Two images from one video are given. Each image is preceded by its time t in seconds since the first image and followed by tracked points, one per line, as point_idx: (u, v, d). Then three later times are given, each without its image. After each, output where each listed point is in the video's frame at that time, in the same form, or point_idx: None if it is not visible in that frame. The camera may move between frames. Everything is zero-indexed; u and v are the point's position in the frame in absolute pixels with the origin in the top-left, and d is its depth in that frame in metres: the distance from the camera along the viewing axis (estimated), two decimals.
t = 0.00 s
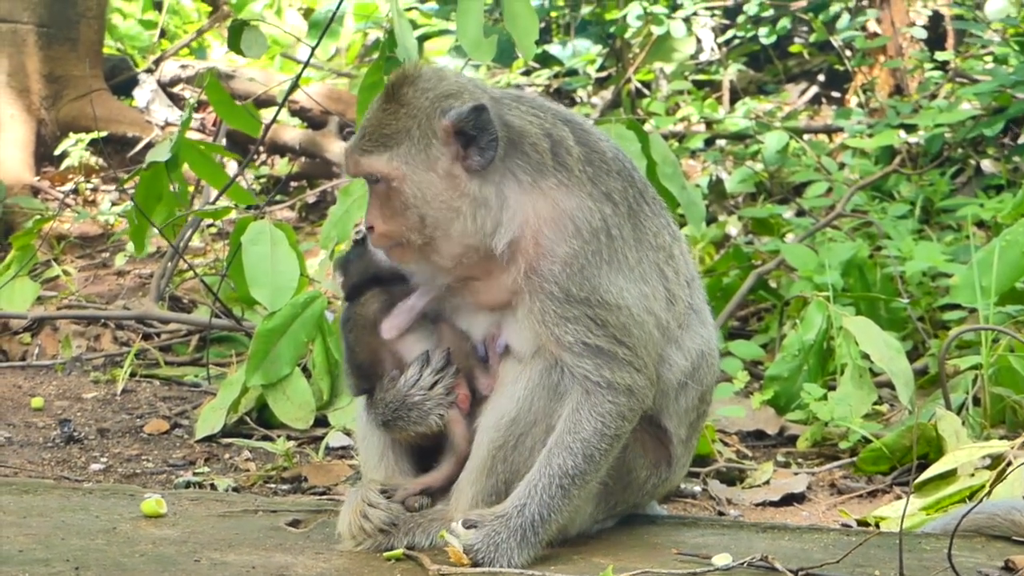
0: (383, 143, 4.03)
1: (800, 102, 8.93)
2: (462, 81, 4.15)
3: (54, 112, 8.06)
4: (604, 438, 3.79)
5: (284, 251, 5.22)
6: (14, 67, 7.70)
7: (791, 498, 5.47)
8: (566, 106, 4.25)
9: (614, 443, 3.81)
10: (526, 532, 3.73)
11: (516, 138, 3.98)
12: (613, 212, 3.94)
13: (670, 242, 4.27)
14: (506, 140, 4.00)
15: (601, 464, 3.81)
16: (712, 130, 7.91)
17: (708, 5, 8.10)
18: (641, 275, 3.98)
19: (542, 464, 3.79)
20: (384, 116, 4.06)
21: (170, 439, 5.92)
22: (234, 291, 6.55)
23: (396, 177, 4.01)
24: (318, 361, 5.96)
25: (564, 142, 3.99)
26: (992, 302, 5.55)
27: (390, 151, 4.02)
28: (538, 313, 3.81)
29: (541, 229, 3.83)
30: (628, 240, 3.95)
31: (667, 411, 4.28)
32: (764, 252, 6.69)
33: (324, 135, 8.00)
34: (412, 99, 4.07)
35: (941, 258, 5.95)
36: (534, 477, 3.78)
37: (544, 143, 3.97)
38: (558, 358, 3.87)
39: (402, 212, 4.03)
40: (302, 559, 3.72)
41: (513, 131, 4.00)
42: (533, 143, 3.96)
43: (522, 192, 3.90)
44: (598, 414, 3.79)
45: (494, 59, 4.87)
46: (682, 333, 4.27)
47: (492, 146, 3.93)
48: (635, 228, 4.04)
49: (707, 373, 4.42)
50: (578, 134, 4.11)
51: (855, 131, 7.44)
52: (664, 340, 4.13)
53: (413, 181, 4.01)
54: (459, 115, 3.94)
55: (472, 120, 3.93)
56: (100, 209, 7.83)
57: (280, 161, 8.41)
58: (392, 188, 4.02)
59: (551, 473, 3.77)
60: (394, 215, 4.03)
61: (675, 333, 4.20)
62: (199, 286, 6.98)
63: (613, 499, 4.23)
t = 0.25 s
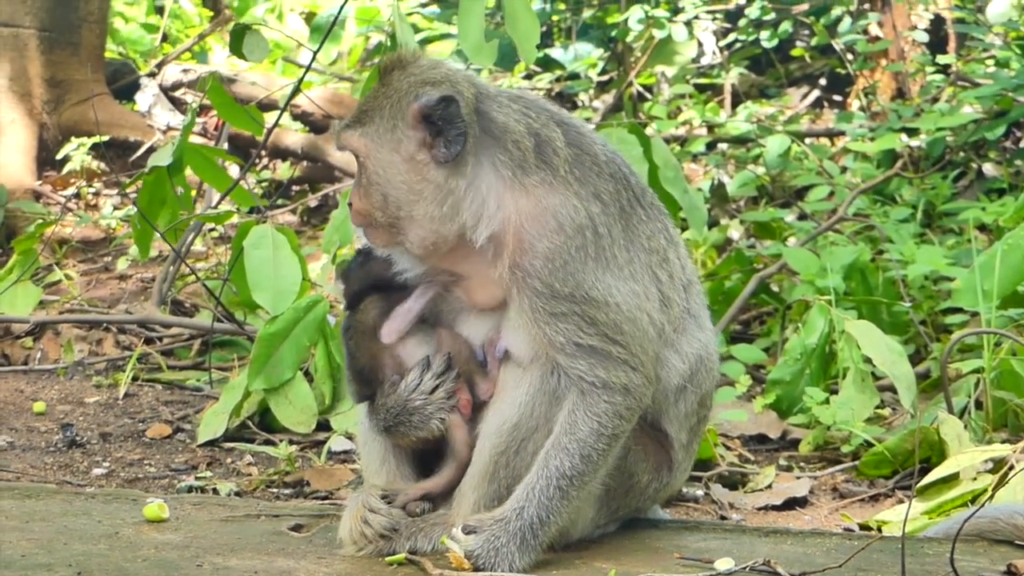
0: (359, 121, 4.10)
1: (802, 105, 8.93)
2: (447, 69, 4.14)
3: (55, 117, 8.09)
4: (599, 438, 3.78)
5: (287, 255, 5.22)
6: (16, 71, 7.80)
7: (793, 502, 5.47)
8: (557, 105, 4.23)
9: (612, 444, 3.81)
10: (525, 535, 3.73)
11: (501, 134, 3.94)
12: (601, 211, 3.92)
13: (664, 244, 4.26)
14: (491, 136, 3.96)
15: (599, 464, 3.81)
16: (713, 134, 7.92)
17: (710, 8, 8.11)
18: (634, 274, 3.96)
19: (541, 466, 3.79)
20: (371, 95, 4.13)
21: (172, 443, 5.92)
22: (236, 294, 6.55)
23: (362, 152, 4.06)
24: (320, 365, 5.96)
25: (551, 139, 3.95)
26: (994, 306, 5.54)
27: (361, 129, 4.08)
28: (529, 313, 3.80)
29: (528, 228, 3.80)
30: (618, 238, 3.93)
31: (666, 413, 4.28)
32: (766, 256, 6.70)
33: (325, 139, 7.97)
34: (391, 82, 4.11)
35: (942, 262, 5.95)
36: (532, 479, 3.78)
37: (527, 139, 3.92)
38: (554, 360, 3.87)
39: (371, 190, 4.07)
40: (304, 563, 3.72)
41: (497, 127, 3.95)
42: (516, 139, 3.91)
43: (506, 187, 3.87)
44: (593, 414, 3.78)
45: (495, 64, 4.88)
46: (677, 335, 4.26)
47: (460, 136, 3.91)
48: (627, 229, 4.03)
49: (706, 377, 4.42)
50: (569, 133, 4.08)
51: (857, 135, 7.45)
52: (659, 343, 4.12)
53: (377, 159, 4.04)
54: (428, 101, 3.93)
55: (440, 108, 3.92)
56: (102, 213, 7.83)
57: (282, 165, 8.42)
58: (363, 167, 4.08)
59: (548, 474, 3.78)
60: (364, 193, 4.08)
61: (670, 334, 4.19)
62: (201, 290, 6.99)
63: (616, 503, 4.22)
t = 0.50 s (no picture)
0: (358, 111, 4.21)
1: (805, 109, 8.93)
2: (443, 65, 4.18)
3: (58, 121, 8.10)
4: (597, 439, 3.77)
5: (289, 260, 5.23)
6: (19, 76, 7.83)
7: (796, 506, 5.45)
8: (555, 105, 4.24)
9: (611, 444, 3.80)
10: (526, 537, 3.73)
11: (495, 132, 3.95)
12: (596, 210, 3.92)
13: (663, 247, 4.26)
14: (485, 133, 3.98)
15: (599, 465, 3.80)
16: (716, 138, 7.93)
17: (712, 12, 8.10)
18: (631, 274, 3.96)
19: (541, 469, 3.79)
20: (372, 87, 4.22)
21: (175, 447, 5.92)
22: (238, 299, 6.55)
23: (357, 142, 4.17)
24: (323, 369, 5.96)
25: (546, 138, 3.96)
26: (997, 309, 5.53)
27: (357, 119, 4.19)
28: (524, 312, 3.81)
29: (521, 227, 3.81)
30: (613, 237, 3.93)
31: (666, 415, 4.28)
32: (769, 260, 6.70)
33: (328, 144, 7.94)
34: (388, 76, 4.19)
35: (945, 265, 5.95)
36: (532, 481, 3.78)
37: (521, 137, 3.93)
38: (551, 360, 3.87)
39: (365, 182, 4.15)
40: (307, 568, 3.72)
41: (492, 124, 3.97)
42: (509, 137, 3.92)
43: (499, 184, 3.88)
44: (591, 414, 3.78)
45: (497, 68, 4.88)
46: (676, 337, 4.26)
47: (448, 129, 3.95)
48: (624, 229, 4.03)
49: (707, 380, 4.41)
50: (565, 133, 4.09)
51: (860, 139, 7.46)
52: (657, 344, 4.12)
53: (370, 149, 4.12)
54: (417, 95, 3.98)
55: (429, 102, 3.96)
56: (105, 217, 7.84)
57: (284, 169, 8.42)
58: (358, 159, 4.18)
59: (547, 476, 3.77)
60: (359, 182, 4.18)
61: (668, 335, 4.19)
62: (204, 294, 6.99)
63: (618, 507, 4.22)
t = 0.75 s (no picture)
0: (362, 110, 4.23)
1: (807, 112, 8.92)
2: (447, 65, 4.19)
3: (61, 125, 8.13)
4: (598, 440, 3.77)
5: (293, 263, 5.23)
6: (22, 80, 7.85)
7: (800, 508, 5.43)
8: (558, 107, 4.24)
9: (614, 446, 3.80)
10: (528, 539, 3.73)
11: (496, 133, 3.96)
12: (598, 211, 3.92)
13: (665, 250, 4.26)
14: (487, 134, 3.98)
15: (602, 467, 3.80)
16: (719, 141, 7.93)
17: (715, 15, 8.11)
18: (633, 276, 3.95)
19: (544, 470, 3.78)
20: (377, 88, 4.23)
21: (179, 451, 5.92)
22: (241, 302, 6.56)
23: (359, 140, 4.19)
24: (326, 372, 5.97)
25: (548, 139, 3.96)
26: (1001, 312, 5.54)
27: (360, 117, 4.20)
28: (526, 313, 3.81)
29: (521, 228, 3.82)
30: (616, 239, 3.93)
31: (671, 419, 4.27)
32: (772, 263, 6.70)
33: (331, 147, 8.03)
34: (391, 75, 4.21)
35: (948, 268, 5.96)
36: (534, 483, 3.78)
37: (523, 139, 3.93)
38: (554, 362, 3.87)
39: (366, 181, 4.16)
40: (312, 570, 3.72)
41: (494, 126, 3.97)
42: (511, 138, 3.93)
43: (500, 185, 3.89)
44: (592, 416, 3.78)
45: (499, 72, 4.85)
46: (679, 340, 4.26)
47: (448, 130, 3.96)
48: (626, 232, 4.03)
49: (710, 383, 4.41)
50: (568, 135, 4.09)
51: (862, 142, 7.48)
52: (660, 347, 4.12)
53: (370, 148, 4.13)
54: (417, 94, 3.98)
55: (428, 101, 3.97)
56: (108, 221, 7.84)
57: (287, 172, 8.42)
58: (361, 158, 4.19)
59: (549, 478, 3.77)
60: (361, 180, 4.19)
61: (670, 338, 4.19)
62: (207, 298, 6.99)
63: (622, 510, 4.22)
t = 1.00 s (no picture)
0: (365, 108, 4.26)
1: (811, 114, 8.92)
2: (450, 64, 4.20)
3: (65, 127, 8.14)
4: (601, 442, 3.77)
5: (297, 265, 5.22)
6: (25, 82, 7.86)
7: (803, 511, 5.43)
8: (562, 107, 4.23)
9: (617, 448, 3.80)
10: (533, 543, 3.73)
11: (498, 130, 3.94)
12: (601, 212, 3.91)
13: (669, 252, 4.26)
14: (490, 134, 3.97)
15: (605, 469, 3.80)
16: (723, 143, 7.93)
17: (718, 16, 8.11)
18: (635, 277, 3.95)
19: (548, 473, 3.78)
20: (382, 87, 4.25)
21: (183, 453, 5.92)
22: (244, 304, 6.54)
23: (362, 138, 4.21)
24: (330, 375, 5.97)
25: (552, 140, 3.94)
26: (1005, 313, 5.52)
27: (363, 116, 4.23)
28: (528, 314, 3.81)
29: (520, 228, 3.81)
30: (618, 240, 3.92)
31: (674, 422, 4.26)
32: (776, 265, 6.70)
33: (335, 149, 8.04)
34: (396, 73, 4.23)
35: (952, 270, 5.96)
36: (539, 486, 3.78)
37: (526, 140, 3.91)
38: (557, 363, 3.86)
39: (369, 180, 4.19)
40: (315, 573, 3.72)
41: (497, 126, 3.95)
42: (514, 139, 3.91)
43: (501, 185, 3.89)
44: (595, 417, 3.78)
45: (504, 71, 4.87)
46: (682, 342, 4.25)
47: (448, 128, 3.98)
48: (629, 233, 4.02)
49: (714, 386, 4.41)
50: (572, 136, 4.08)
51: (867, 143, 7.49)
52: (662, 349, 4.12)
53: (373, 145, 4.16)
54: (418, 93, 4.02)
55: (429, 99, 4.00)
56: (111, 223, 7.85)
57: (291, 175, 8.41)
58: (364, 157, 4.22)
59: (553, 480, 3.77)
60: (364, 179, 4.22)
61: (673, 341, 4.19)
62: (210, 300, 7.00)
63: (626, 512, 4.22)
